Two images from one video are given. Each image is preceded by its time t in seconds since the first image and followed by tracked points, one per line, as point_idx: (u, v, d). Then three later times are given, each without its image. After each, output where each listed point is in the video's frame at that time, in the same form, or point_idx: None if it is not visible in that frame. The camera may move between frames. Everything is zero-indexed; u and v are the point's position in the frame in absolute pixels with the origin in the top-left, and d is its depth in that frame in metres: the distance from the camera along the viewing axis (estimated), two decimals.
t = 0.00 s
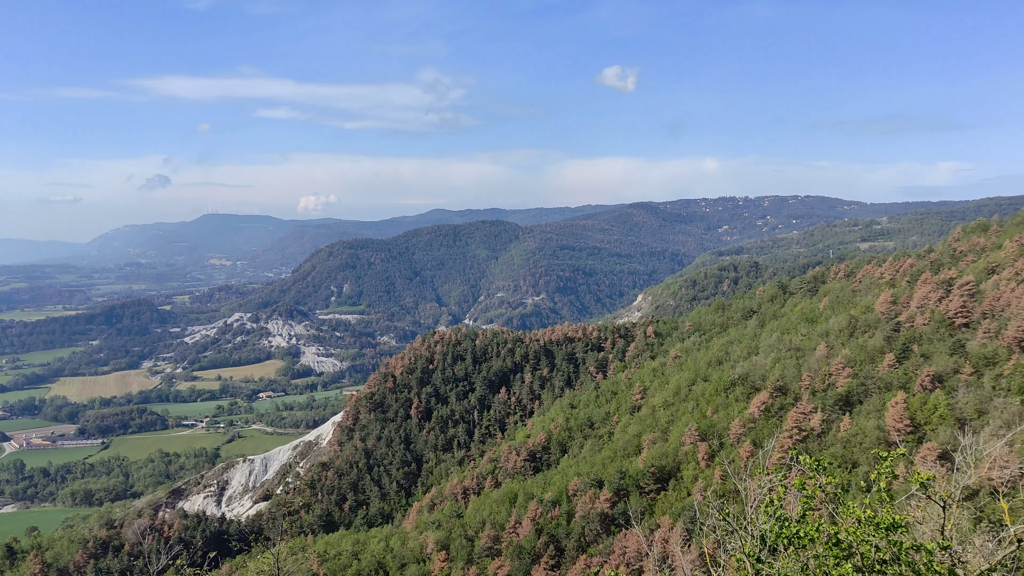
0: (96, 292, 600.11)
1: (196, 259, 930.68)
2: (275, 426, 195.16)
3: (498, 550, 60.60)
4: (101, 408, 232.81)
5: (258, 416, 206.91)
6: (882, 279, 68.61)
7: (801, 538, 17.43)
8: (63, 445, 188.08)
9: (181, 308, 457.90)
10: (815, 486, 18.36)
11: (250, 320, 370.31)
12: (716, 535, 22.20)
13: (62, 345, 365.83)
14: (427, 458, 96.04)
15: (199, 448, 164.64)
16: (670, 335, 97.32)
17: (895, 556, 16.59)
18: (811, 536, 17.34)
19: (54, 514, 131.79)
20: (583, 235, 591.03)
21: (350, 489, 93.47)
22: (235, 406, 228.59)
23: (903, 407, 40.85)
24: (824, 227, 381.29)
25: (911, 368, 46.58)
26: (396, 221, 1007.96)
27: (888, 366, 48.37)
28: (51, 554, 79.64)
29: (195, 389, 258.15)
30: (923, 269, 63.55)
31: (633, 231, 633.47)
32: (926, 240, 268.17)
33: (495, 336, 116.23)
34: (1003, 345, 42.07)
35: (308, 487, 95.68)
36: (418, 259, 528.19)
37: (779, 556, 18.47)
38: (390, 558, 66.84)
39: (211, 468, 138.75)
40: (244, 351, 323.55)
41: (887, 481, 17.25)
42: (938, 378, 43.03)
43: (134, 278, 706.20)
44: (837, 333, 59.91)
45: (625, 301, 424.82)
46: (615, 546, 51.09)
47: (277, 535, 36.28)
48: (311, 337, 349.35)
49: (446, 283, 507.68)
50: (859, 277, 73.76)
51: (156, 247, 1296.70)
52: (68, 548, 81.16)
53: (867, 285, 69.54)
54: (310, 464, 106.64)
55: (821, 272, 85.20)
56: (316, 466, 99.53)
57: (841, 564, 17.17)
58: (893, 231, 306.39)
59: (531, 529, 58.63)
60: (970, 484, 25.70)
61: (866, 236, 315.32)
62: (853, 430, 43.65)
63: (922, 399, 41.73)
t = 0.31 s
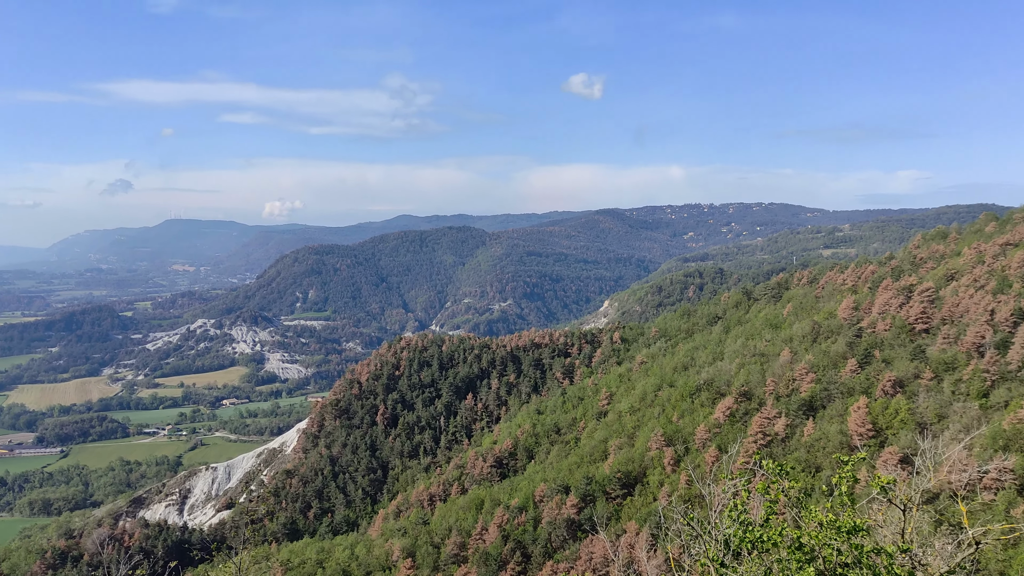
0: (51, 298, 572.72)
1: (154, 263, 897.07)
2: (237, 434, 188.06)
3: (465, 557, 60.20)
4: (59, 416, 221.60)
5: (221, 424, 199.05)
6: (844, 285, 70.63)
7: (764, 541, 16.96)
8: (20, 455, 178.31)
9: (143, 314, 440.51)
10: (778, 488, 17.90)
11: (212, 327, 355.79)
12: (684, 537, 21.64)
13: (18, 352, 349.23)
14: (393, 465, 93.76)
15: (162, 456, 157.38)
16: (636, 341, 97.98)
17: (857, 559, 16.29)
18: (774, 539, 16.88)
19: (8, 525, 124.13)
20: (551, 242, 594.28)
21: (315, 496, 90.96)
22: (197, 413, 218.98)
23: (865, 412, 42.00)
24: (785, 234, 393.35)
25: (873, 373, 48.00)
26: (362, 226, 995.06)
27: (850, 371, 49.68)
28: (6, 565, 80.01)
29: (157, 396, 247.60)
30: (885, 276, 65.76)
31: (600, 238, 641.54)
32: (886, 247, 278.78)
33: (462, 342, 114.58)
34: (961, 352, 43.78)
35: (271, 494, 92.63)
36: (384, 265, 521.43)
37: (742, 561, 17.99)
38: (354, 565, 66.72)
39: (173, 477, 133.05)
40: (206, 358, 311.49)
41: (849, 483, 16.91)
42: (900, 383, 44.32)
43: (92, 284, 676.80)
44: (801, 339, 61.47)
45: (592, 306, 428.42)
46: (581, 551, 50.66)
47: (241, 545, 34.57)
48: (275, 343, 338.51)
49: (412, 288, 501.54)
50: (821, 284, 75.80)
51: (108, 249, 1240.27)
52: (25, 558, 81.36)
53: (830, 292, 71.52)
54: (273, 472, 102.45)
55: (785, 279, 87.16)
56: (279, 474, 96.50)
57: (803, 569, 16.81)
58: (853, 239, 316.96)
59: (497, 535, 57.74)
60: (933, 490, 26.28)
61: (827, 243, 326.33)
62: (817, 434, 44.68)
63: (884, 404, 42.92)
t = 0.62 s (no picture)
0: None
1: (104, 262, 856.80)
2: (197, 439, 180.24)
3: (429, 562, 60.22)
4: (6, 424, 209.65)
5: (179, 429, 190.16)
6: (804, 288, 72.81)
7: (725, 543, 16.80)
8: None
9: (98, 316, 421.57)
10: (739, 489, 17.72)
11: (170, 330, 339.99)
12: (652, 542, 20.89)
13: None
14: (356, 469, 92.17)
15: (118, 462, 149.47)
16: (602, 343, 98.48)
17: (814, 559, 16.23)
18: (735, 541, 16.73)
19: None
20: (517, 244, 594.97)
21: (275, 502, 89.30)
22: (154, 420, 209.19)
23: (824, 414, 43.26)
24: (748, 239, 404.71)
25: (832, 375, 49.47)
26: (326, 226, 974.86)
27: (810, 373, 51.03)
28: None
29: (112, 401, 236.48)
30: (843, 279, 68.08)
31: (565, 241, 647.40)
32: (846, 251, 289.10)
33: (426, 345, 113.30)
34: (917, 353, 45.35)
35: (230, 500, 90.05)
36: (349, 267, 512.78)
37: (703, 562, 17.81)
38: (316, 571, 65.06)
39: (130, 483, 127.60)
40: (164, 361, 298.14)
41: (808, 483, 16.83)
42: (858, 385, 45.79)
43: (40, 286, 642.10)
44: (762, 341, 63.01)
45: (557, 310, 430.91)
46: (546, 554, 50.38)
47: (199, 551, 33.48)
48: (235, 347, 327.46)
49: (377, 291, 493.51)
50: (782, 287, 77.90)
51: (52, 247, 1174.93)
52: None
53: (791, 295, 73.53)
54: (233, 478, 99.39)
55: (747, 282, 89.09)
56: (239, 479, 93.98)
57: (763, 568, 16.69)
58: (814, 243, 327.77)
59: (462, 539, 57.24)
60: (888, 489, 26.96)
61: (789, 247, 336.52)
62: (778, 436, 45.72)
63: (843, 405, 44.21)
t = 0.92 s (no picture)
0: None
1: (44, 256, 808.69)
2: (152, 439, 171.89)
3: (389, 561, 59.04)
4: None
5: (134, 428, 181.16)
6: (763, 289, 74.89)
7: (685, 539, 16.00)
8: None
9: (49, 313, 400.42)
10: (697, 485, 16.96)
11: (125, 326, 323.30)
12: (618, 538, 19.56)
13: None
14: (315, 469, 90.73)
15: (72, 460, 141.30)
16: (563, 342, 98.76)
17: (771, 553, 15.47)
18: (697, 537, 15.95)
19: None
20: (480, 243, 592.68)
21: (233, 502, 86.86)
22: (109, 417, 198.11)
23: (782, 413, 44.43)
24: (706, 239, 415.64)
25: (790, 374, 50.87)
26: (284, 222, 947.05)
27: (770, 372, 52.34)
28: None
29: (65, 399, 224.28)
30: (801, 280, 70.38)
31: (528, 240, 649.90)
32: (804, 251, 298.70)
33: (387, 343, 111.39)
34: (872, 353, 47.17)
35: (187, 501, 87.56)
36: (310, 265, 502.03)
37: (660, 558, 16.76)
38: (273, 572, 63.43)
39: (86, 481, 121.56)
40: (119, 359, 283.58)
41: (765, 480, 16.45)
42: (815, 384, 47.13)
43: None
44: (722, 341, 64.51)
45: (519, 308, 431.65)
46: (506, 553, 49.87)
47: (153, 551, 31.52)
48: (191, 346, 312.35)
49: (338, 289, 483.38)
50: (742, 287, 79.87)
51: None
52: None
53: (750, 295, 75.51)
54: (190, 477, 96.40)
55: (708, 282, 90.82)
56: (196, 479, 91.36)
57: (720, 565, 15.74)
58: (773, 244, 338.50)
59: (422, 538, 56.40)
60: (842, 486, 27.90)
61: (749, 247, 346.91)
62: (737, 434, 46.83)
63: (800, 404, 45.60)
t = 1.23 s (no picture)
0: None
1: None
2: (101, 434, 162.81)
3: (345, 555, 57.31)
4: None
5: (82, 423, 171.70)
6: (717, 281, 76.88)
7: (640, 534, 14.83)
8: None
9: None
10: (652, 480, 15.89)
11: (73, 320, 306.07)
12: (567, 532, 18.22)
13: None
14: (269, 463, 89.16)
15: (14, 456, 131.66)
16: (520, 335, 98.59)
17: (724, 545, 14.47)
18: (649, 533, 14.81)
19: None
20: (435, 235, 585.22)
21: (184, 497, 84.19)
22: (56, 411, 186.12)
23: (736, 404, 45.55)
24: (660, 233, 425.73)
25: (743, 366, 52.36)
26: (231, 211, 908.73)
27: (723, 364, 53.74)
28: None
29: (11, 394, 210.04)
30: (754, 272, 72.73)
31: (485, 232, 647.96)
32: (757, 244, 308.34)
33: (342, 336, 109.10)
34: (823, 344, 48.92)
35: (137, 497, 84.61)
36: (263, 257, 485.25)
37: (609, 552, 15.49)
38: (227, 567, 61.94)
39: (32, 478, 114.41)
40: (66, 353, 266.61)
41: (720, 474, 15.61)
42: (767, 375, 48.67)
43: None
44: (677, 333, 65.87)
45: (475, 301, 430.06)
46: (463, 546, 49.21)
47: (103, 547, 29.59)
48: (141, 338, 294.72)
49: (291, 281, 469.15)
50: (695, 280, 81.81)
51: None
52: None
53: (704, 288, 77.55)
54: (141, 473, 93.67)
55: (663, 275, 92.37)
56: (146, 475, 88.52)
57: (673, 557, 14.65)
58: (726, 236, 349.11)
59: (378, 532, 54.97)
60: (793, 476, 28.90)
61: (704, 240, 356.95)
62: (691, 426, 47.91)
63: (753, 396, 47.02)
